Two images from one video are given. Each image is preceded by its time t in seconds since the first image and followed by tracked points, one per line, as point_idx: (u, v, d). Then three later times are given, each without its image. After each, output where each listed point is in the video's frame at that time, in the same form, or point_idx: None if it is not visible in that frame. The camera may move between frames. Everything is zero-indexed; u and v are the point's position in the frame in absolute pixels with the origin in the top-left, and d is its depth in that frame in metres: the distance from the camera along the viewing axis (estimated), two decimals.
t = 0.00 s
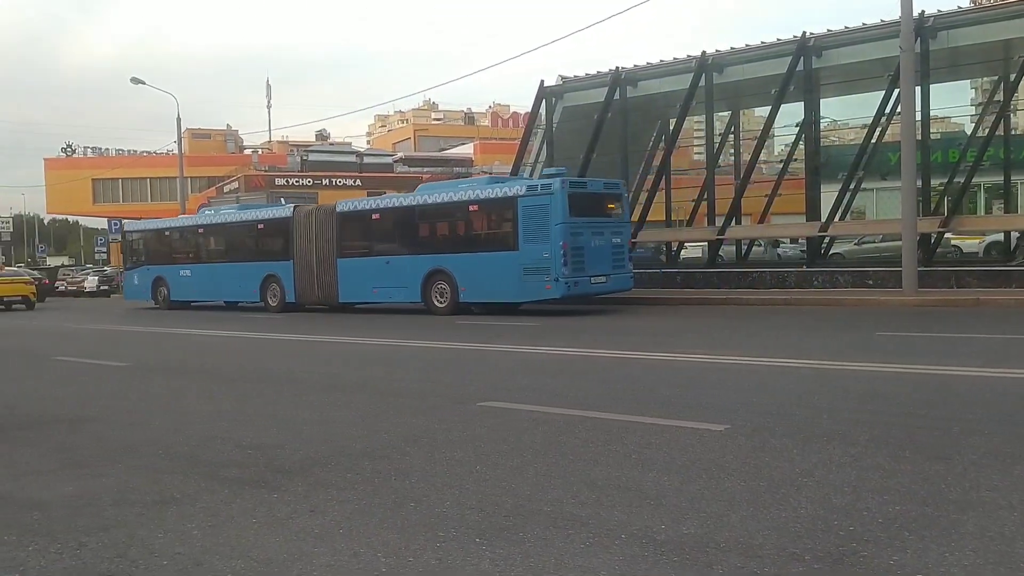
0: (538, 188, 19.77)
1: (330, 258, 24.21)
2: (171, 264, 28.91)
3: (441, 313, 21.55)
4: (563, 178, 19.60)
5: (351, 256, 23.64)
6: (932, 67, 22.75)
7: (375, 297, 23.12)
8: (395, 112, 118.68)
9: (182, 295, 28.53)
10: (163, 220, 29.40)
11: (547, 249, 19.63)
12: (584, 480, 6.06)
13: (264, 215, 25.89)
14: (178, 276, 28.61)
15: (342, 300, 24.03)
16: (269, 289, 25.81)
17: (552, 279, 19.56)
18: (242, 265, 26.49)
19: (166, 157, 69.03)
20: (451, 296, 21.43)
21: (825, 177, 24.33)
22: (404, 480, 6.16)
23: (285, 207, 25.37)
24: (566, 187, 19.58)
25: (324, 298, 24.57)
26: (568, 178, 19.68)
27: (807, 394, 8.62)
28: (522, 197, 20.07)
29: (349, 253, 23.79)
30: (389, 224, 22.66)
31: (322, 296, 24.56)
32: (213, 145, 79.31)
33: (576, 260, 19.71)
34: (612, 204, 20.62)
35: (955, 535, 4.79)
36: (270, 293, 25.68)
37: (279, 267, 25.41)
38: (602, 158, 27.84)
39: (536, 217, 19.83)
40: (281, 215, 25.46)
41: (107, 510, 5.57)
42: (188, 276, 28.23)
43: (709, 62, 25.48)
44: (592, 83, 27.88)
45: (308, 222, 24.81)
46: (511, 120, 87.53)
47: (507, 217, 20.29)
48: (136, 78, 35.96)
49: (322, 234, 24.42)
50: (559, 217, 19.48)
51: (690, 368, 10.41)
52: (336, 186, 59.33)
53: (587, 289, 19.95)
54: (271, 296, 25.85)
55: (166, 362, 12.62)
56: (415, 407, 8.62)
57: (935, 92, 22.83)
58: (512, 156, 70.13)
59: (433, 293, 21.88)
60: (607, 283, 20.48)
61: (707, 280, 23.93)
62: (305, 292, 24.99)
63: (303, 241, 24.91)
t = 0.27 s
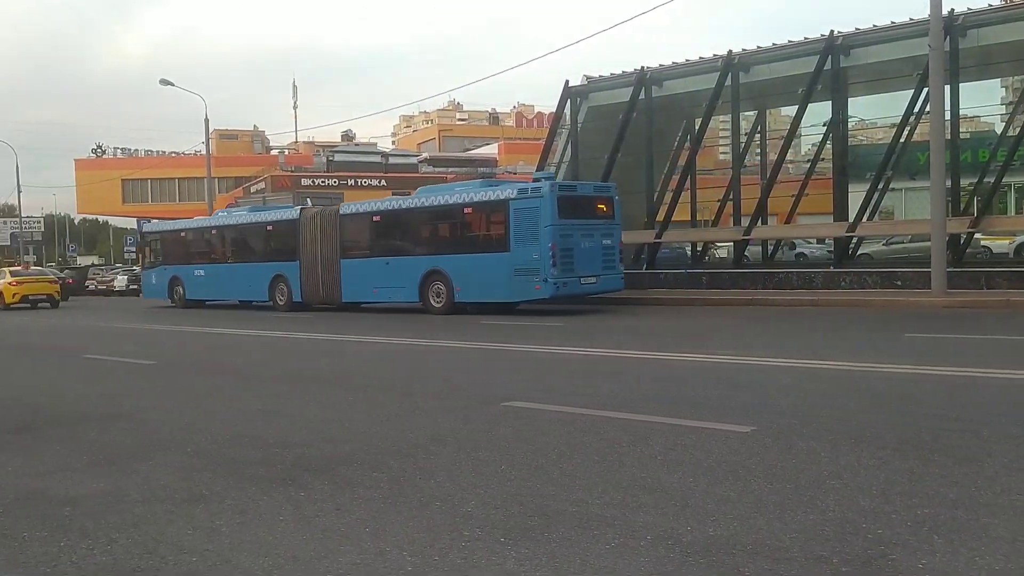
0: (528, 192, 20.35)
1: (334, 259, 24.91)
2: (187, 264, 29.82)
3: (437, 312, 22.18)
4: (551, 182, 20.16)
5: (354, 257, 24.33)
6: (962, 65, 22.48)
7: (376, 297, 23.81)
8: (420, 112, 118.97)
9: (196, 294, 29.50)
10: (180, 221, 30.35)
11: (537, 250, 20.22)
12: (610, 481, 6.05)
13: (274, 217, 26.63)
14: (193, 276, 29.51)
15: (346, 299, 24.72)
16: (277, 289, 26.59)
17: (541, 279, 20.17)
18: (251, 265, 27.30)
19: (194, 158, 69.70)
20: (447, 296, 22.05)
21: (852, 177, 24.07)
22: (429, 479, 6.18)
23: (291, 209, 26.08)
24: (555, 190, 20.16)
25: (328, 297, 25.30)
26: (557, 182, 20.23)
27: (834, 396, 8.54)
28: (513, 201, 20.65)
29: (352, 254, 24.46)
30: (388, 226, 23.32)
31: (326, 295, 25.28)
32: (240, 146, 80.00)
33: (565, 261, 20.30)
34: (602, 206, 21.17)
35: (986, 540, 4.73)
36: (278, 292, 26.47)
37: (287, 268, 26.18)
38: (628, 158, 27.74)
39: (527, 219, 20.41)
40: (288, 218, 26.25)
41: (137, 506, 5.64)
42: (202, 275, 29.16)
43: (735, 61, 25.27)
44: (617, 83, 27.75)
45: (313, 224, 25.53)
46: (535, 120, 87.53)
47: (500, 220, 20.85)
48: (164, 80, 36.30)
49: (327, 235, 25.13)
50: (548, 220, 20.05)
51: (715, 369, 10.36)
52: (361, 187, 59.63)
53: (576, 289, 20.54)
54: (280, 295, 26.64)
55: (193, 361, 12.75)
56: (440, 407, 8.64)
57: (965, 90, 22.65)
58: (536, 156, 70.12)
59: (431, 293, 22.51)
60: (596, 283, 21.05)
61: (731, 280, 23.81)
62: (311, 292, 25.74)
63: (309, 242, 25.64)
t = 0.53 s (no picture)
0: (517, 196, 20.89)
1: (334, 259, 25.48)
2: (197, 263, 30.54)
3: (430, 312, 22.68)
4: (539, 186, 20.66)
5: (354, 258, 24.87)
6: (987, 64, 22.21)
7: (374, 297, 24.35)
8: (442, 112, 119.37)
9: (205, 292, 30.25)
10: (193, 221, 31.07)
11: (525, 253, 20.73)
12: (631, 482, 6.04)
13: (279, 219, 27.22)
14: (204, 275, 30.24)
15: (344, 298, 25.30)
16: (281, 289, 27.21)
17: (530, 281, 20.67)
18: (257, 266, 27.94)
19: (218, 158, 70.23)
20: (441, 297, 22.54)
21: (876, 177, 23.86)
22: (450, 478, 6.20)
23: (295, 211, 26.67)
24: (543, 193, 20.69)
25: (328, 297, 25.88)
26: (546, 186, 20.74)
27: (857, 398, 8.48)
28: (503, 204, 21.17)
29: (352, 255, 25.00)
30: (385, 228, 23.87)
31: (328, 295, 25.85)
32: (263, 146, 80.61)
33: (552, 262, 20.80)
34: (591, 209, 21.69)
35: (1012, 544, 4.67)
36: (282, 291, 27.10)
37: (291, 268, 26.78)
38: (649, 158, 27.69)
39: (516, 223, 20.92)
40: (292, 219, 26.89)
41: (161, 504, 5.69)
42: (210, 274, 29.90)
43: (757, 61, 25.20)
44: (639, 83, 27.72)
45: (314, 226, 26.11)
46: (556, 120, 87.46)
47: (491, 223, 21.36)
48: (187, 81, 36.57)
49: (328, 236, 25.70)
50: (536, 223, 20.56)
51: (736, 370, 10.31)
52: (381, 186, 59.84)
53: (564, 290, 21.03)
54: (284, 294, 27.28)
55: (214, 360, 12.86)
56: (460, 407, 8.66)
57: (991, 90, 22.32)
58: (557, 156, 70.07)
59: (426, 293, 23.00)
60: (585, 284, 21.53)
61: (752, 281, 23.70)
62: (313, 291, 26.34)
63: (311, 243, 26.24)
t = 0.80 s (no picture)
0: (505, 198, 21.53)
1: (334, 260, 26.23)
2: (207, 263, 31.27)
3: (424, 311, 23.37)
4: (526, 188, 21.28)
5: (352, 259, 25.59)
6: (1010, 61, 22.07)
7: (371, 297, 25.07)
8: (460, 113, 119.56)
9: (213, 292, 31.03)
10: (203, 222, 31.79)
11: (513, 253, 21.37)
12: (650, 482, 6.02)
13: (285, 219, 27.91)
14: (213, 274, 31.01)
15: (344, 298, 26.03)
16: (285, 288, 28.00)
17: (517, 280, 21.30)
18: (265, 266, 28.62)
19: (237, 159, 70.62)
20: (433, 296, 23.22)
21: (897, 176, 23.65)
22: (469, 477, 6.21)
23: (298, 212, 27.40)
24: (530, 196, 21.34)
25: (329, 296, 26.61)
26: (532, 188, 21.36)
27: (877, 398, 8.42)
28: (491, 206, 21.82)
29: (350, 256, 25.74)
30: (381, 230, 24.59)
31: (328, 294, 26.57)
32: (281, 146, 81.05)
33: (539, 262, 21.44)
34: (578, 211, 22.32)
35: None
36: (285, 291, 27.90)
37: (293, 268, 27.55)
38: (667, 158, 27.58)
39: (503, 224, 21.57)
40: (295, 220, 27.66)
41: (182, 501, 5.73)
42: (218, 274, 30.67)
43: (777, 59, 25.21)
44: (656, 83, 27.67)
45: (316, 226, 26.84)
46: (574, 120, 87.35)
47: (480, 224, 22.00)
48: (207, 81, 36.77)
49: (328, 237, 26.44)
50: (523, 225, 21.19)
51: (755, 370, 10.27)
52: (399, 186, 60.02)
53: (551, 289, 21.65)
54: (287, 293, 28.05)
55: (233, 358, 12.96)
56: (478, 406, 8.67)
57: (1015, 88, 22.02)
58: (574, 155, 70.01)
59: (419, 293, 23.68)
60: (572, 284, 22.16)
61: (770, 281, 23.61)
62: (314, 291, 27.08)
63: (312, 244, 26.99)
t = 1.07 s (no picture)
0: (500, 195, 22.12)
1: (342, 256, 27.05)
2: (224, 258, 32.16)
3: (426, 305, 24.07)
4: (521, 185, 21.85)
5: (359, 254, 26.37)
6: None
7: (377, 291, 25.84)
8: (483, 108, 119.64)
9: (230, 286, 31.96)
10: (221, 218, 32.66)
11: (508, 250, 21.96)
12: (675, 477, 6.01)
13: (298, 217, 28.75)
14: (229, 269, 31.95)
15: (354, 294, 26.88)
16: (297, 283, 28.86)
17: (512, 276, 21.89)
18: (279, 261, 29.49)
19: (262, 154, 71.07)
20: (435, 291, 23.92)
21: (925, 172, 23.35)
22: (494, 471, 6.23)
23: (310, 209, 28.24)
24: (524, 193, 21.90)
25: (338, 291, 27.46)
26: (527, 186, 21.93)
27: (905, 394, 8.34)
28: (488, 203, 22.42)
29: (357, 251, 26.52)
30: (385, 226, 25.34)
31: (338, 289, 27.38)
32: (306, 142, 81.53)
33: (534, 258, 22.02)
34: (574, 208, 22.84)
35: None
36: (297, 286, 28.78)
37: (305, 264, 28.42)
38: (691, 153, 27.51)
39: (500, 221, 22.17)
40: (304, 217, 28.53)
41: (211, 493, 5.80)
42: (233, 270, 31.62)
43: (803, 52, 24.86)
44: (680, 78, 27.57)
45: (325, 223, 27.68)
46: (597, 115, 87.09)
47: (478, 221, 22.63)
48: (232, 79, 37.03)
49: (337, 233, 27.26)
50: (518, 222, 21.76)
51: (780, 366, 10.21)
52: (422, 182, 60.19)
53: (546, 284, 22.24)
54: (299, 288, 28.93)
55: (259, 352, 13.08)
56: (501, 401, 8.68)
57: None
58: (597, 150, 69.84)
59: (422, 287, 24.38)
60: (568, 279, 22.75)
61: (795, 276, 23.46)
62: (324, 286, 27.91)
63: (322, 240, 27.83)
